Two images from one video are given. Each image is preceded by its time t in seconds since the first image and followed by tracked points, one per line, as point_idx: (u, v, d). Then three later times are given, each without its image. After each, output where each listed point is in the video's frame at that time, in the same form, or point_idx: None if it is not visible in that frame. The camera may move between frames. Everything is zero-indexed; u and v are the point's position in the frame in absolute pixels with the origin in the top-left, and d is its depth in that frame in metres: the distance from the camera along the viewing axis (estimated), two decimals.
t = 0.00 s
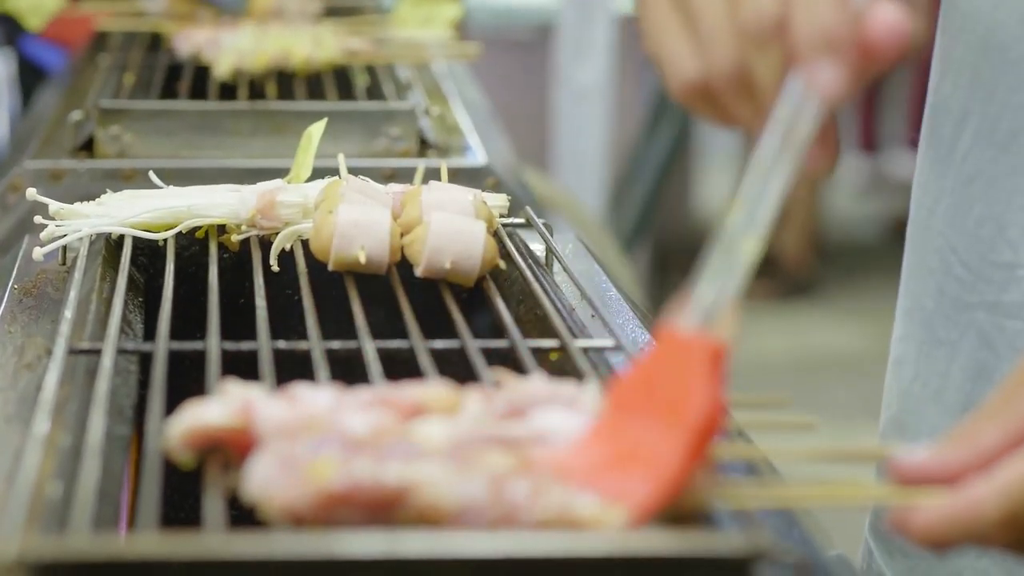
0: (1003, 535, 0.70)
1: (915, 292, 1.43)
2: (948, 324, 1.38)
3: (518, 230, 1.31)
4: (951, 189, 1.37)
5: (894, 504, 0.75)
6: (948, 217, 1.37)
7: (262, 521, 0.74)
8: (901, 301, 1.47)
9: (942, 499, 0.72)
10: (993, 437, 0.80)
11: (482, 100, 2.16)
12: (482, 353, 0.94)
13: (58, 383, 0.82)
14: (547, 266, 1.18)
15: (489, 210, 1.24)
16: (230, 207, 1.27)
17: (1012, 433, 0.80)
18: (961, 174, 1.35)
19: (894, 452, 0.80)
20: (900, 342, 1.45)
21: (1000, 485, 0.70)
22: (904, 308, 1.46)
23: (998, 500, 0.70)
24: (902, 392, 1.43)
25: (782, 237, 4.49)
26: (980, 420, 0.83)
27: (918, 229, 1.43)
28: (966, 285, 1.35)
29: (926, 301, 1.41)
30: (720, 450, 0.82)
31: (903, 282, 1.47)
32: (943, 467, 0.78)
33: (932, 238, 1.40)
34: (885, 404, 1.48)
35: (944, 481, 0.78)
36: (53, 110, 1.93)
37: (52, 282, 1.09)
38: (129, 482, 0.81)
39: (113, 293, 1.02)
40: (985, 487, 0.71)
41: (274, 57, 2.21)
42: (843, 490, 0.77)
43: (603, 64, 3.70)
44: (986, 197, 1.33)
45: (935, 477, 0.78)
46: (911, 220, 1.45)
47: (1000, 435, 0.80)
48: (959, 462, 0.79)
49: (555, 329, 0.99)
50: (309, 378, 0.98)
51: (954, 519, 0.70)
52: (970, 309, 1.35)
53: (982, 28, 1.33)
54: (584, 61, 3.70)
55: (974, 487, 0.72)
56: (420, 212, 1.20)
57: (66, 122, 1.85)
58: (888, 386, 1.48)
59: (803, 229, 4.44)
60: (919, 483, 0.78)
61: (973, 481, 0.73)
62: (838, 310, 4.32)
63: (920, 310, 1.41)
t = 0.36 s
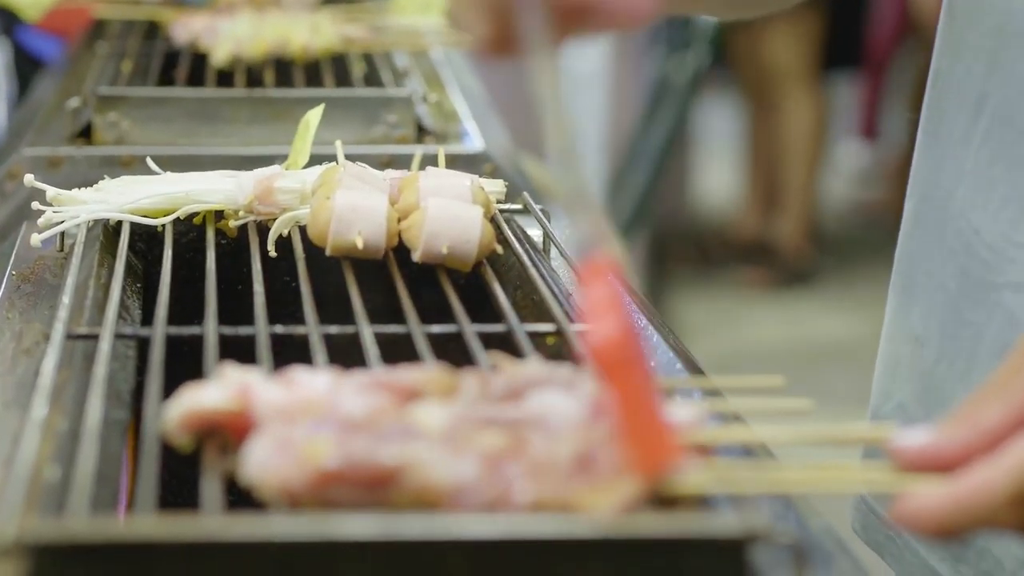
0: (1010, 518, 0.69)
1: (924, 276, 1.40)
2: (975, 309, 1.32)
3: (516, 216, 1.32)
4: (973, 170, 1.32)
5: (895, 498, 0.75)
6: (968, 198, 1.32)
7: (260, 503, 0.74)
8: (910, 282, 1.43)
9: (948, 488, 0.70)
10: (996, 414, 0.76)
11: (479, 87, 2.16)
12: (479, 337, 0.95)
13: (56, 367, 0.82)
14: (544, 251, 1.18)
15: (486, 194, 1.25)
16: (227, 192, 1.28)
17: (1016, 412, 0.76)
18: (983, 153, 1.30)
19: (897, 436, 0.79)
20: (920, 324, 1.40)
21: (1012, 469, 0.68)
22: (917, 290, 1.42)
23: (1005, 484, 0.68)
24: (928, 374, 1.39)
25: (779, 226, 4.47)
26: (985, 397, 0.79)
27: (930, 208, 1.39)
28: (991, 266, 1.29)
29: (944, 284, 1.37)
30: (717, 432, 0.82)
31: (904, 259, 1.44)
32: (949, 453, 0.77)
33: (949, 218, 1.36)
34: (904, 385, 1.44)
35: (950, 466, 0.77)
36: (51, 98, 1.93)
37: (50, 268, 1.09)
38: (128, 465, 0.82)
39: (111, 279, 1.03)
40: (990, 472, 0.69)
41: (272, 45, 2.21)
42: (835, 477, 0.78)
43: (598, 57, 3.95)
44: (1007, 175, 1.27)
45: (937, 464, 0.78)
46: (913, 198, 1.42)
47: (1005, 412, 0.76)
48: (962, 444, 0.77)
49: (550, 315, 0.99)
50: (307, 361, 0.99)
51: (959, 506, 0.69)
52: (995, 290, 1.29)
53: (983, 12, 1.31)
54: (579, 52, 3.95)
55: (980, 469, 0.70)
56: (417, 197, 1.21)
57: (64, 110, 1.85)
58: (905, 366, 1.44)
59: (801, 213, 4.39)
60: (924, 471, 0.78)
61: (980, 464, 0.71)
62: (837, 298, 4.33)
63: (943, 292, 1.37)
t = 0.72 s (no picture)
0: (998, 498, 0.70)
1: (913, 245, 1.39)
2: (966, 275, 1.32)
3: (512, 197, 1.32)
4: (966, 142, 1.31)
5: (887, 477, 0.74)
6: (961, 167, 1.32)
7: (256, 481, 0.75)
8: (889, 248, 1.42)
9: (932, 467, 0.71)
10: (985, 401, 0.77)
11: (475, 70, 2.16)
12: (475, 318, 0.95)
13: (54, 347, 0.82)
14: (540, 232, 1.19)
15: (482, 175, 1.25)
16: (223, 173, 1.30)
17: (1003, 398, 0.77)
18: (980, 121, 1.29)
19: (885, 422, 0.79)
20: (903, 290, 1.40)
21: (996, 453, 0.70)
22: (897, 257, 1.41)
23: (993, 465, 0.69)
24: (907, 339, 1.38)
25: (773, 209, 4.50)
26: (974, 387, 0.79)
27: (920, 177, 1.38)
28: (989, 234, 1.28)
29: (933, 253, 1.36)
30: (712, 409, 0.82)
31: (888, 228, 1.43)
32: (939, 437, 0.77)
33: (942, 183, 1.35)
34: (879, 349, 1.43)
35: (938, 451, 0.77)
36: (47, 82, 1.93)
37: (47, 250, 1.10)
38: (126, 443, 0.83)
39: (108, 261, 1.03)
40: (981, 453, 0.70)
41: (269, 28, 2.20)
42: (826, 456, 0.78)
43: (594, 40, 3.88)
44: (1005, 146, 1.27)
45: (926, 448, 0.77)
46: (898, 164, 1.41)
47: (993, 399, 0.77)
48: (952, 429, 0.78)
49: (546, 295, 1.00)
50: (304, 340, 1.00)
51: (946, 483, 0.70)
52: (992, 257, 1.28)
53: None
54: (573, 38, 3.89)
55: (970, 451, 0.71)
56: (413, 177, 1.21)
57: (60, 94, 1.85)
58: (882, 332, 1.43)
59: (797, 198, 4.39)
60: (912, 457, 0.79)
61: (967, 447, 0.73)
62: (835, 282, 4.33)
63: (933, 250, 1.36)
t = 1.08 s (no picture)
0: (993, 476, 0.71)
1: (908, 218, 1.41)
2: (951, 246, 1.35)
3: (509, 172, 1.33)
4: (962, 112, 1.32)
5: (883, 446, 0.75)
6: (953, 136, 1.33)
7: (255, 454, 0.75)
8: (896, 219, 1.44)
9: (929, 443, 0.71)
10: (979, 365, 0.76)
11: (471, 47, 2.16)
12: (472, 292, 0.96)
13: (52, 322, 0.83)
14: (537, 208, 1.19)
15: (479, 152, 1.26)
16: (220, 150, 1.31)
17: (1000, 365, 0.75)
18: (972, 93, 1.30)
19: (881, 388, 0.78)
20: (893, 262, 1.43)
21: (994, 432, 0.70)
22: (901, 229, 1.43)
23: (990, 446, 0.70)
24: (892, 312, 1.43)
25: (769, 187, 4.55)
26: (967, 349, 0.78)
27: (918, 151, 1.40)
28: (974, 206, 1.31)
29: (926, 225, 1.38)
30: (709, 381, 0.82)
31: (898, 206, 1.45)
32: (933, 403, 0.76)
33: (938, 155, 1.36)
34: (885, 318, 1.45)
35: (930, 417, 0.77)
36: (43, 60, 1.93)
37: (45, 225, 1.10)
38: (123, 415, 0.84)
39: (106, 237, 1.03)
40: (980, 432, 0.71)
41: (265, 6, 2.20)
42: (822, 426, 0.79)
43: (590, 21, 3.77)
44: (1000, 117, 1.27)
45: (923, 413, 0.77)
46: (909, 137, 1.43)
47: (991, 364, 0.75)
48: (946, 393, 0.76)
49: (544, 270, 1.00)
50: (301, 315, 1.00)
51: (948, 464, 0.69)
52: (976, 230, 1.32)
53: None
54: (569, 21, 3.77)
55: (967, 428, 0.72)
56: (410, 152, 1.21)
57: (56, 71, 1.85)
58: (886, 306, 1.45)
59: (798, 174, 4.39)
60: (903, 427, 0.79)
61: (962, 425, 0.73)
62: (832, 260, 4.33)
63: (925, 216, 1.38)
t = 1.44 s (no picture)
0: (975, 447, 0.71)
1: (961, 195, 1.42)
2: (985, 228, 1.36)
3: (505, 147, 1.35)
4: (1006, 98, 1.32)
5: (878, 413, 0.75)
6: (992, 124, 1.34)
7: (255, 426, 0.76)
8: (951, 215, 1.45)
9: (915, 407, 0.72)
10: (968, 336, 0.77)
11: (467, 23, 2.16)
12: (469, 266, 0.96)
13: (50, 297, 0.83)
14: (533, 181, 1.21)
15: (474, 126, 1.26)
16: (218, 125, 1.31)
17: (988, 335, 0.77)
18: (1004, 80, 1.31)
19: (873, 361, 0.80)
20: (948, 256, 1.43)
21: (982, 404, 0.71)
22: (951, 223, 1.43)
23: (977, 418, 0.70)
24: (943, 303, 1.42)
25: (769, 164, 4.59)
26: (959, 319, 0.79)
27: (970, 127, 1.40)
28: (1003, 191, 1.31)
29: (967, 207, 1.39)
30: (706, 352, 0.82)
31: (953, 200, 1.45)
32: (923, 372, 0.78)
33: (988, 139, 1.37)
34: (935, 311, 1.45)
35: (921, 386, 0.78)
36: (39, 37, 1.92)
37: (42, 201, 1.10)
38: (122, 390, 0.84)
39: (103, 212, 1.04)
40: (968, 402, 0.71)
41: None
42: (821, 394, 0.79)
43: None
44: None
45: (912, 380, 0.78)
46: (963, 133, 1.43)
47: (978, 335, 0.77)
48: (935, 363, 0.78)
49: (540, 245, 1.00)
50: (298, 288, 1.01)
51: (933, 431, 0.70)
52: (1003, 215, 1.32)
53: None
54: None
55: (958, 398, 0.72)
56: (407, 127, 1.22)
57: (51, 48, 1.84)
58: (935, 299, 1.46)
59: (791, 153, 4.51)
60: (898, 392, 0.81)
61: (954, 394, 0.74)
62: (828, 236, 4.34)
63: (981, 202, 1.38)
